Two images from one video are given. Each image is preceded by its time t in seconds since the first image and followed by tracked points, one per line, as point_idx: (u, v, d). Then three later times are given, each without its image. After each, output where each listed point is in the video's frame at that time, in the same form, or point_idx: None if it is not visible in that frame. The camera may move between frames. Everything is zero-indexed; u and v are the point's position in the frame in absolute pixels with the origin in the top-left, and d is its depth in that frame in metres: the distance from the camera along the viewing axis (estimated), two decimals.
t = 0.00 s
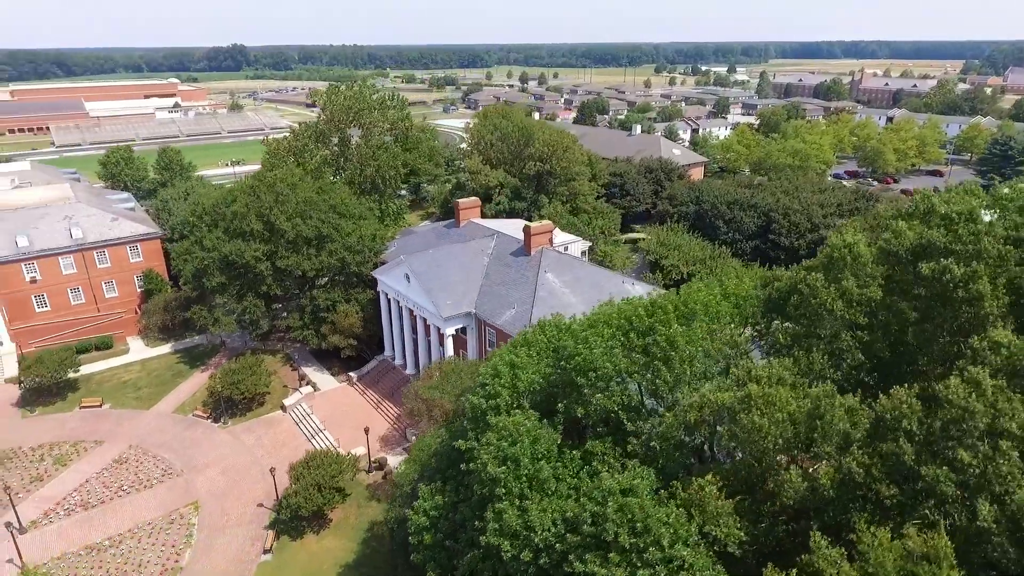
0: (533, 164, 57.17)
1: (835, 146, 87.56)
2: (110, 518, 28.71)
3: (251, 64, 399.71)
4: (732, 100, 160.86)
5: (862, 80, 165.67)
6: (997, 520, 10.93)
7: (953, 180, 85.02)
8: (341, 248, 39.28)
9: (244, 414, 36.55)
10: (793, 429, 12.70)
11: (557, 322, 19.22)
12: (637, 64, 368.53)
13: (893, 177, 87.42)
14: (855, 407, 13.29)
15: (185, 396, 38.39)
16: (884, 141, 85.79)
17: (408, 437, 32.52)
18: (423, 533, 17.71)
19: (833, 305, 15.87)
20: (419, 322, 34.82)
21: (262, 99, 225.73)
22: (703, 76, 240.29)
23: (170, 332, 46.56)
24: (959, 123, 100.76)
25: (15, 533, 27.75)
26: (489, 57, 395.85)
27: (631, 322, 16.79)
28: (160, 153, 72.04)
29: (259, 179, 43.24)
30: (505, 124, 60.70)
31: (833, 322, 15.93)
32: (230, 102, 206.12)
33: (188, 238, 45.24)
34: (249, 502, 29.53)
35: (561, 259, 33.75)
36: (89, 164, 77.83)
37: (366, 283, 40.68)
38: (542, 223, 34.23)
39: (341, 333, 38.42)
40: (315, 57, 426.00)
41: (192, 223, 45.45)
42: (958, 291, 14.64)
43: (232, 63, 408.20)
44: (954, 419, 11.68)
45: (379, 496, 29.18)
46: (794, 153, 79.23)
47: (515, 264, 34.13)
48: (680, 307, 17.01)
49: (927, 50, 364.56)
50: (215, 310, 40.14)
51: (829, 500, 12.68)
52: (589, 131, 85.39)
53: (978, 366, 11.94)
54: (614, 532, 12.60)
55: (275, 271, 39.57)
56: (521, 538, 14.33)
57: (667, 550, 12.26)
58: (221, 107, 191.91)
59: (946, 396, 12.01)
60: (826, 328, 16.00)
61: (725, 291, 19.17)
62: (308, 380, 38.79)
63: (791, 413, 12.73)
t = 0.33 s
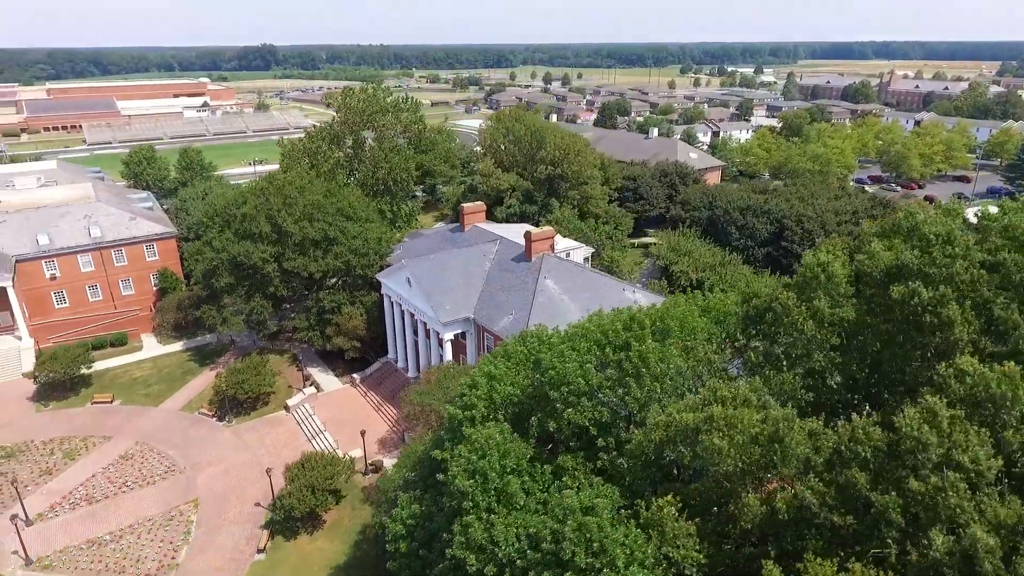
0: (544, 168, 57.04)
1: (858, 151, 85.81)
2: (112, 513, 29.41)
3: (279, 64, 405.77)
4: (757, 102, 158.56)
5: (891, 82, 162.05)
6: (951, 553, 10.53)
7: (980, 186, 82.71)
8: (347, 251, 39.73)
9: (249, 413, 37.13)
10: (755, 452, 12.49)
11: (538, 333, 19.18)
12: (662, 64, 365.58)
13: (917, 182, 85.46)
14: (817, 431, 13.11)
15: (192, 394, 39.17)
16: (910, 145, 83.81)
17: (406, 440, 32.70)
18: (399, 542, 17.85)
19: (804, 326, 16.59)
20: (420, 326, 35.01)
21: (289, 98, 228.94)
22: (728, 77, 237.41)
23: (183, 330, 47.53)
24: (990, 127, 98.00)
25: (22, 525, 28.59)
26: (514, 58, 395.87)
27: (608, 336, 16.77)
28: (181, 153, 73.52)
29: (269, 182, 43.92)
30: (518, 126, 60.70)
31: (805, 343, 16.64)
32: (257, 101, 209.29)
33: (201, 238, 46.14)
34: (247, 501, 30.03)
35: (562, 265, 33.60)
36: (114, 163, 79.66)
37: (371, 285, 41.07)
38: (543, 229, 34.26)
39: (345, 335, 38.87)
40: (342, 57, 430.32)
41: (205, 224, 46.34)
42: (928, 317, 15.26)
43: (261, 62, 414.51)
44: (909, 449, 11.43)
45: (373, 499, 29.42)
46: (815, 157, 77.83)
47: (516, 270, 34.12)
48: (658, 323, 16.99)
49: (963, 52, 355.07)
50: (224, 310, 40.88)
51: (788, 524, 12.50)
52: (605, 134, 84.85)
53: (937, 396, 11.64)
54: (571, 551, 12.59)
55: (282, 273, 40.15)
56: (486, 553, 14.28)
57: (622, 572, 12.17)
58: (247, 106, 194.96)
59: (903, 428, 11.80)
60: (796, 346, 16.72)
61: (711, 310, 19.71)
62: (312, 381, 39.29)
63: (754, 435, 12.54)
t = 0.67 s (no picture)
0: (552, 171, 56.92)
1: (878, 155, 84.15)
2: (112, 508, 30.05)
3: (304, 64, 410.88)
4: (779, 104, 156.33)
5: (919, 84, 158.56)
6: None
7: (1005, 192, 80.62)
8: (350, 254, 40.08)
9: (250, 413, 37.64)
10: (713, 472, 12.34)
11: (517, 342, 19.20)
12: (686, 65, 362.58)
13: (939, 188, 83.58)
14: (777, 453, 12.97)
15: (197, 392, 39.84)
16: (933, 149, 81.96)
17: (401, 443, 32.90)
18: (375, 548, 17.93)
19: (770, 342, 16.80)
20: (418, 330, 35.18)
21: (311, 98, 231.70)
22: (752, 79, 234.39)
23: (192, 329, 48.37)
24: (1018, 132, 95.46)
25: (25, 519, 29.35)
26: (536, 58, 395.60)
27: (582, 349, 16.78)
28: (199, 153, 74.76)
29: (277, 184, 44.44)
30: (528, 129, 60.66)
31: (769, 360, 16.82)
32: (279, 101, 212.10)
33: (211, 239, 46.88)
34: (243, 500, 30.46)
35: (561, 271, 33.46)
36: (135, 162, 81.30)
37: (374, 287, 41.37)
38: (542, 234, 34.23)
39: (346, 337, 39.24)
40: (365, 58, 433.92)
41: (215, 224, 47.06)
42: (892, 339, 15.05)
43: (286, 62, 419.85)
44: (860, 475, 11.27)
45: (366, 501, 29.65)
46: (833, 161, 76.49)
47: (514, 275, 34.11)
48: (632, 339, 16.92)
49: (997, 53, 346.17)
50: (229, 311, 41.48)
51: (743, 546, 12.36)
52: (620, 136, 84.36)
53: (888, 423, 11.35)
54: (526, 568, 12.61)
55: (287, 274, 40.64)
56: (449, 565, 14.29)
57: None
58: (270, 106, 197.75)
59: (854, 455, 11.52)
60: (761, 365, 16.98)
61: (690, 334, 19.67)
62: (313, 381, 39.71)
63: (712, 455, 12.36)
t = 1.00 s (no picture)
0: (559, 174, 56.74)
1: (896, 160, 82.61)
2: (110, 505, 30.61)
3: (325, 64, 414.90)
4: (798, 106, 154.24)
5: (943, 85, 155.29)
6: None
7: None
8: (351, 257, 40.44)
9: (250, 412, 38.09)
10: (663, 490, 12.30)
11: (493, 351, 19.22)
12: (706, 66, 359.57)
13: (958, 193, 81.88)
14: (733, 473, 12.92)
15: (200, 391, 40.44)
16: (952, 153, 80.27)
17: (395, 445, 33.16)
18: (348, 554, 18.02)
19: (732, 359, 16.65)
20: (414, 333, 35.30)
21: (330, 98, 233.99)
22: (772, 80, 231.53)
23: (199, 327, 49.08)
24: None
25: (26, 514, 30.01)
26: (555, 58, 394.88)
27: (554, 359, 16.71)
28: (213, 153, 75.81)
29: (282, 186, 44.88)
30: (535, 132, 60.62)
31: (732, 377, 16.71)
32: (299, 101, 214.42)
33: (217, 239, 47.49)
34: (237, 500, 30.85)
35: (557, 277, 33.39)
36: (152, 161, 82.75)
37: (374, 290, 41.61)
38: (539, 239, 34.25)
39: (346, 338, 39.58)
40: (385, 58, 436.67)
41: (221, 225, 47.67)
42: (854, 360, 15.14)
43: (308, 62, 424.38)
44: (805, 499, 11.38)
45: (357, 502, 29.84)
46: (848, 165, 75.27)
47: (510, 279, 34.10)
48: (598, 348, 16.83)
49: None
50: (233, 311, 42.02)
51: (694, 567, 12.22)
52: (632, 139, 83.87)
53: (835, 446, 11.43)
54: None
55: (289, 276, 41.06)
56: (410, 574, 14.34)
57: None
58: (289, 105, 199.94)
59: (802, 476, 11.53)
60: (725, 384, 16.84)
61: (656, 337, 19.48)
62: (313, 382, 40.12)
63: (665, 472, 12.31)
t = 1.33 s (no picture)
0: (567, 177, 56.61)
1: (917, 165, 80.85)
2: (111, 501, 31.29)
3: (348, 63, 418.75)
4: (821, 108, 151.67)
5: (972, 87, 151.49)
6: None
7: None
8: (354, 259, 40.81)
9: (252, 411, 38.63)
10: (616, 506, 12.45)
11: (472, 358, 19.29)
12: (729, 66, 355.71)
13: (981, 199, 79.93)
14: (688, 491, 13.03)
15: (205, 389, 41.13)
16: (976, 158, 78.31)
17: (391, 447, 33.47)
18: (324, 558, 18.23)
19: (696, 376, 16.45)
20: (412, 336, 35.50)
21: (351, 98, 236.24)
22: (796, 81, 228.01)
23: (209, 326, 49.92)
24: None
25: (30, 507, 30.81)
26: (576, 58, 393.68)
27: (528, 370, 16.77)
28: (230, 153, 76.93)
29: (289, 187, 45.42)
30: (544, 135, 60.65)
31: (695, 397, 16.67)
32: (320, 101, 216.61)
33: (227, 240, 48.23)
34: (234, 498, 31.34)
35: (554, 282, 33.31)
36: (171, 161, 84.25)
37: (377, 292, 41.93)
38: (537, 244, 34.23)
39: (348, 340, 39.97)
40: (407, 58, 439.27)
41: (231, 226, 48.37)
42: (814, 381, 15.19)
43: (331, 62, 428.66)
44: (750, 522, 11.48)
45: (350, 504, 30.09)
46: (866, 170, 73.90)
47: (507, 284, 34.13)
48: (568, 359, 16.96)
49: None
50: (238, 311, 42.61)
51: None
52: (646, 142, 83.36)
53: (786, 470, 11.73)
54: None
55: (293, 278, 41.58)
56: None
57: None
58: (310, 105, 202.07)
59: (749, 498, 11.74)
60: (691, 401, 16.74)
61: (623, 343, 19.13)
62: (315, 382, 40.58)
63: (621, 490, 12.45)
